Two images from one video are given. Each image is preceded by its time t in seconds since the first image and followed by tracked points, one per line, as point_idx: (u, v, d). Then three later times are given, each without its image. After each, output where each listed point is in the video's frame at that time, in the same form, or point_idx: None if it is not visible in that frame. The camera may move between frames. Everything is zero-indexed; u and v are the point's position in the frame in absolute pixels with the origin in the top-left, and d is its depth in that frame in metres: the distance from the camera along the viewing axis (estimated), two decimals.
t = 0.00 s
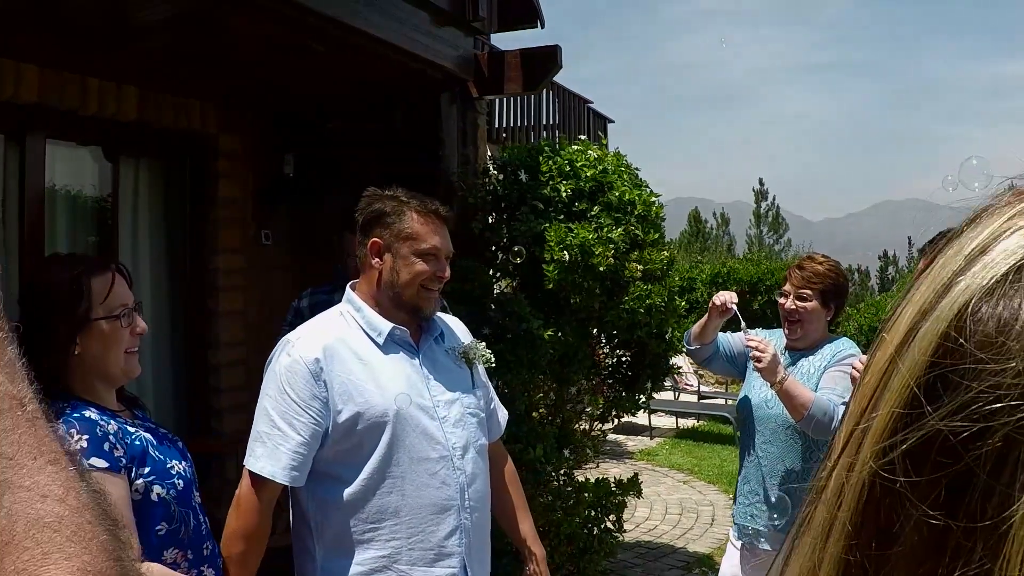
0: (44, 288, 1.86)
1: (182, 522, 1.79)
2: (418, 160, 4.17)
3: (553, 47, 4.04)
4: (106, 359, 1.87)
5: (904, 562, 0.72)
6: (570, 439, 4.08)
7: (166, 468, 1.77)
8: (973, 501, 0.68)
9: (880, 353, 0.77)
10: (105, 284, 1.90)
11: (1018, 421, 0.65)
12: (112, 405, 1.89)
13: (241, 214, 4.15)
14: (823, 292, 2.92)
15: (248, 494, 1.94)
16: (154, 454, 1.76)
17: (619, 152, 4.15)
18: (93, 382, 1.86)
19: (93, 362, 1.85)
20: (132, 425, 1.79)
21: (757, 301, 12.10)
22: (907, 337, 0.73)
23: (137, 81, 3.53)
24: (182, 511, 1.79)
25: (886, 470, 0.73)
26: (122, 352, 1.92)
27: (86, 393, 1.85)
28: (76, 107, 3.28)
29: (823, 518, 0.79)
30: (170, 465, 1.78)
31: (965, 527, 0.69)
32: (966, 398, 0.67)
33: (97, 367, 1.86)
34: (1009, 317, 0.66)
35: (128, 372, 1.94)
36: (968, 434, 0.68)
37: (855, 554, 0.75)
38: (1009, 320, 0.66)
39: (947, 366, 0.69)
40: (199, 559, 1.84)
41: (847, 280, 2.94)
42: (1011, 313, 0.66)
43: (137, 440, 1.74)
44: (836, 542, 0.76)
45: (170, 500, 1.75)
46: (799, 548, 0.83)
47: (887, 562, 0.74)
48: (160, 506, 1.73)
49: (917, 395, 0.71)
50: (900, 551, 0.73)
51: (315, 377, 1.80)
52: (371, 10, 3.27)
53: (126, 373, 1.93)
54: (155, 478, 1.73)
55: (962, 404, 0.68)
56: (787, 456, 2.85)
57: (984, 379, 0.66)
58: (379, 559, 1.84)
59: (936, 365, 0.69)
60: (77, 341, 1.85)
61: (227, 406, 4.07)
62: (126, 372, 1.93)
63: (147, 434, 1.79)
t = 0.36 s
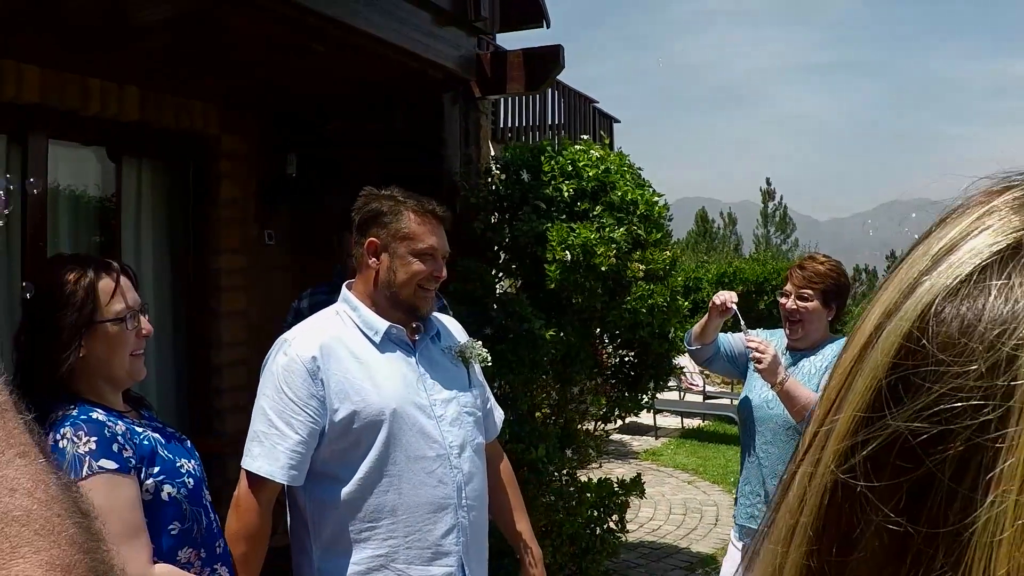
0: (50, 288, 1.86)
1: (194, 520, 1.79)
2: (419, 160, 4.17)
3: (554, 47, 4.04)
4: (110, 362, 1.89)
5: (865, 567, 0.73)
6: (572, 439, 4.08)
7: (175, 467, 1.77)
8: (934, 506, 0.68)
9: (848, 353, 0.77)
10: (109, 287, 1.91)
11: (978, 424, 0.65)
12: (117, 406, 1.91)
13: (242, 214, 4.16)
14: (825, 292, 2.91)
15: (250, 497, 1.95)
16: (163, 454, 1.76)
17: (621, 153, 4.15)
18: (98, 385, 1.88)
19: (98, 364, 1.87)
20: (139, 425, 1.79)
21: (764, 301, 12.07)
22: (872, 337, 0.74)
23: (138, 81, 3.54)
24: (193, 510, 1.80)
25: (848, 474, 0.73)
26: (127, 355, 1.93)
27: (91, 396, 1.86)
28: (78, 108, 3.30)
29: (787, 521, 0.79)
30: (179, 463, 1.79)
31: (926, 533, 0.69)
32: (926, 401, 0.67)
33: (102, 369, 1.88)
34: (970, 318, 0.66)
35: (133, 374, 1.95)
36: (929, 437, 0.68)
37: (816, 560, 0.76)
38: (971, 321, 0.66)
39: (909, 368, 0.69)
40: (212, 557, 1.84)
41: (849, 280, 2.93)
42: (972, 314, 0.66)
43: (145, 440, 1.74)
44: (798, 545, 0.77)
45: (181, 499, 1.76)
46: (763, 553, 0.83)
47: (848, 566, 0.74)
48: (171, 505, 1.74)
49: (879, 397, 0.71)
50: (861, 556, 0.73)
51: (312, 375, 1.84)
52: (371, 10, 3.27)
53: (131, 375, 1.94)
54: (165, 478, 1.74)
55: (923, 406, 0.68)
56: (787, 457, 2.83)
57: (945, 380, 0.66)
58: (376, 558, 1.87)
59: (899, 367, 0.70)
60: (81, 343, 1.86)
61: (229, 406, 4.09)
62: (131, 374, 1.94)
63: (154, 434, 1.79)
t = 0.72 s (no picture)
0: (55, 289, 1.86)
1: (204, 521, 1.79)
2: (418, 160, 4.13)
3: (558, 47, 4.03)
4: (118, 363, 1.89)
5: None
6: (575, 439, 4.08)
7: (185, 467, 1.77)
8: (889, 520, 0.68)
9: (808, 357, 0.77)
10: (116, 288, 1.90)
11: (935, 433, 0.65)
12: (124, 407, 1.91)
13: (246, 214, 4.18)
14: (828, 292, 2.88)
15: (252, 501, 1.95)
16: (172, 454, 1.77)
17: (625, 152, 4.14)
18: (105, 386, 1.88)
19: (105, 365, 1.87)
20: (148, 425, 1.80)
21: (772, 301, 12.02)
22: (832, 341, 0.74)
23: (141, 82, 3.57)
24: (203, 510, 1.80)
25: (805, 484, 0.73)
26: (135, 356, 1.93)
27: (98, 397, 1.87)
28: (80, 108, 3.32)
29: (747, 529, 0.80)
30: (189, 463, 1.79)
31: (881, 546, 0.69)
32: (885, 408, 0.67)
33: (109, 370, 1.88)
34: (929, 323, 0.66)
35: (141, 375, 1.95)
36: (886, 445, 0.68)
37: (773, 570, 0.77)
38: (930, 325, 0.66)
39: (867, 373, 0.69)
40: (223, 558, 1.83)
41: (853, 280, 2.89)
42: (931, 317, 0.66)
43: (155, 441, 1.75)
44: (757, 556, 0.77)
45: (191, 499, 1.76)
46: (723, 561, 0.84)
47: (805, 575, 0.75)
48: (181, 505, 1.73)
49: (836, 404, 0.71)
50: (817, 565, 0.73)
51: (309, 375, 1.86)
52: (371, 10, 3.27)
53: (138, 376, 1.94)
54: (175, 477, 1.74)
55: (880, 413, 0.67)
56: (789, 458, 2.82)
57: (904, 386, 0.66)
58: (374, 559, 1.89)
59: (858, 371, 0.69)
60: (89, 345, 1.86)
61: (232, 406, 4.10)
62: (138, 375, 1.94)
63: (164, 435, 1.80)
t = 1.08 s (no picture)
0: (60, 287, 1.82)
1: (214, 525, 1.77)
2: (418, 161, 4.10)
3: (562, 46, 4.03)
4: (127, 361, 1.85)
5: None
6: (579, 439, 4.07)
7: (196, 469, 1.77)
8: (825, 538, 0.67)
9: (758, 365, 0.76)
10: (124, 286, 1.87)
11: (876, 448, 0.63)
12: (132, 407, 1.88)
13: (251, 213, 4.17)
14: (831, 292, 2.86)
15: (254, 505, 1.91)
16: (183, 456, 1.76)
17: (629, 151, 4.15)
18: (114, 385, 1.85)
19: (114, 364, 1.84)
20: (161, 428, 1.79)
21: (780, 301, 11.96)
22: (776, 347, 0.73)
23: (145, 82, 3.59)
24: (212, 513, 1.79)
25: (741, 497, 0.73)
26: (144, 353, 1.90)
27: (107, 396, 1.83)
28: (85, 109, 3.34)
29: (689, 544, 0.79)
30: (199, 465, 1.78)
31: (817, 566, 0.67)
32: (823, 419, 0.66)
33: (118, 368, 1.84)
34: (871, 331, 0.64)
35: (150, 373, 1.92)
36: (824, 459, 0.66)
37: None
38: (874, 332, 0.63)
39: (808, 384, 0.67)
40: (231, 562, 1.81)
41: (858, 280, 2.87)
42: (875, 324, 0.64)
43: (166, 442, 1.74)
44: (698, 571, 0.76)
45: (201, 502, 1.75)
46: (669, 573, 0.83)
47: None
48: (192, 508, 1.72)
49: (777, 416, 0.70)
50: None
51: (305, 378, 1.86)
52: (373, 10, 3.27)
53: (147, 374, 1.91)
54: (185, 480, 1.73)
55: (820, 427, 0.66)
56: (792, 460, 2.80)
57: (846, 397, 0.64)
58: (371, 561, 1.90)
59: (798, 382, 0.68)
60: (97, 343, 1.82)
61: (237, 405, 4.11)
62: (148, 373, 1.91)
63: (173, 436, 1.80)
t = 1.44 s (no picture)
0: (65, 287, 1.80)
1: (219, 533, 1.76)
2: (418, 161, 4.09)
3: (564, 47, 4.01)
4: (134, 361, 1.83)
5: None
6: (581, 440, 4.06)
7: (202, 477, 1.76)
8: (744, 565, 0.68)
9: (691, 387, 0.78)
10: (131, 285, 1.85)
11: (798, 474, 0.64)
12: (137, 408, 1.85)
13: (253, 213, 4.19)
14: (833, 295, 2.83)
15: (252, 509, 1.90)
16: (189, 463, 1.76)
17: (632, 152, 4.18)
18: (122, 385, 1.82)
19: (121, 363, 1.81)
20: (169, 435, 1.80)
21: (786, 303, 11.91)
22: (707, 368, 0.75)
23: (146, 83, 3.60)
24: (218, 521, 1.78)
25: (664, 521, 0.75)
26: (152, 352, 1.87)
27: (115, 396, 1.80)
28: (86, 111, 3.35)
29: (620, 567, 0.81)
30: (206, 473, 1.78)
31: None
32: (744, 440, 0.67)
33: (126, 368, 1.82)
34: (793, 351, 0.64)
35: (158, 373, 1.89)
36: (744, 486, 0.68)
37: None
38: (797, 354, 0.64)
39: (730, 406, 0.70)
40: (233, 569, 1.80)
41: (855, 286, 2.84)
42: (798, 344, 0.64)
43: (172, 448, 1.74)
44: None
45: (208, 510, 1.74)
46: None
47: None
48: (198, 516, 1.72)
49: (701, 437, 0.72)
50: None
51: (301, 381, 1.86)
52: (373, 10, 3.26)
53: (155, 374, 1.88)
54: (193, 487, 1.73)
55: (739, 450, 0.68)
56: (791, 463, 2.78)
57: (766, 421, 0.65)
58: (367, 563, 1.89)
59: (722, 404, 0.70)
60: (104, 342, 1.79)
61: (238, 405, 4.12)
62: (156, 373, 1.89)
63: (180, 443, 1.80)
